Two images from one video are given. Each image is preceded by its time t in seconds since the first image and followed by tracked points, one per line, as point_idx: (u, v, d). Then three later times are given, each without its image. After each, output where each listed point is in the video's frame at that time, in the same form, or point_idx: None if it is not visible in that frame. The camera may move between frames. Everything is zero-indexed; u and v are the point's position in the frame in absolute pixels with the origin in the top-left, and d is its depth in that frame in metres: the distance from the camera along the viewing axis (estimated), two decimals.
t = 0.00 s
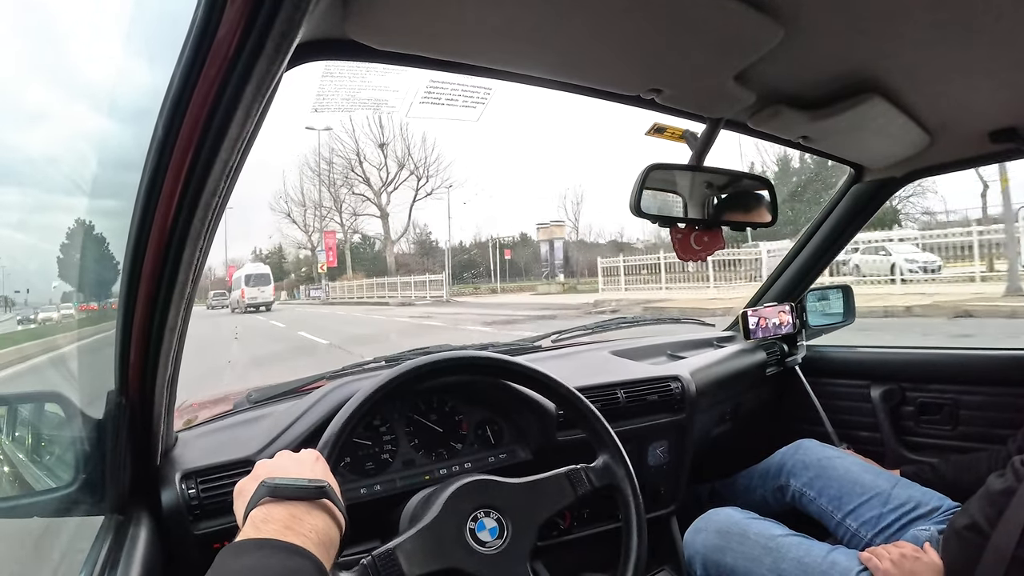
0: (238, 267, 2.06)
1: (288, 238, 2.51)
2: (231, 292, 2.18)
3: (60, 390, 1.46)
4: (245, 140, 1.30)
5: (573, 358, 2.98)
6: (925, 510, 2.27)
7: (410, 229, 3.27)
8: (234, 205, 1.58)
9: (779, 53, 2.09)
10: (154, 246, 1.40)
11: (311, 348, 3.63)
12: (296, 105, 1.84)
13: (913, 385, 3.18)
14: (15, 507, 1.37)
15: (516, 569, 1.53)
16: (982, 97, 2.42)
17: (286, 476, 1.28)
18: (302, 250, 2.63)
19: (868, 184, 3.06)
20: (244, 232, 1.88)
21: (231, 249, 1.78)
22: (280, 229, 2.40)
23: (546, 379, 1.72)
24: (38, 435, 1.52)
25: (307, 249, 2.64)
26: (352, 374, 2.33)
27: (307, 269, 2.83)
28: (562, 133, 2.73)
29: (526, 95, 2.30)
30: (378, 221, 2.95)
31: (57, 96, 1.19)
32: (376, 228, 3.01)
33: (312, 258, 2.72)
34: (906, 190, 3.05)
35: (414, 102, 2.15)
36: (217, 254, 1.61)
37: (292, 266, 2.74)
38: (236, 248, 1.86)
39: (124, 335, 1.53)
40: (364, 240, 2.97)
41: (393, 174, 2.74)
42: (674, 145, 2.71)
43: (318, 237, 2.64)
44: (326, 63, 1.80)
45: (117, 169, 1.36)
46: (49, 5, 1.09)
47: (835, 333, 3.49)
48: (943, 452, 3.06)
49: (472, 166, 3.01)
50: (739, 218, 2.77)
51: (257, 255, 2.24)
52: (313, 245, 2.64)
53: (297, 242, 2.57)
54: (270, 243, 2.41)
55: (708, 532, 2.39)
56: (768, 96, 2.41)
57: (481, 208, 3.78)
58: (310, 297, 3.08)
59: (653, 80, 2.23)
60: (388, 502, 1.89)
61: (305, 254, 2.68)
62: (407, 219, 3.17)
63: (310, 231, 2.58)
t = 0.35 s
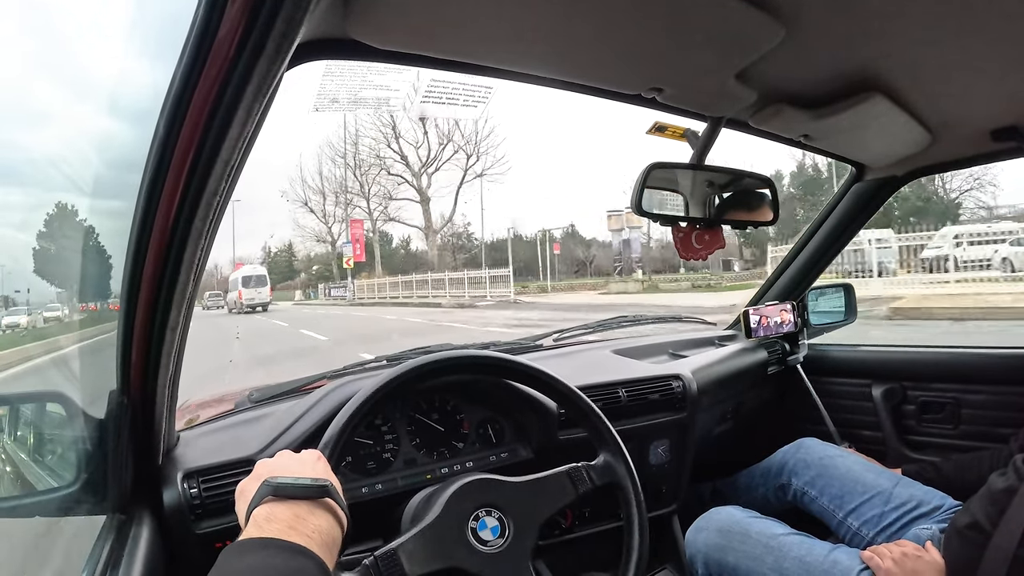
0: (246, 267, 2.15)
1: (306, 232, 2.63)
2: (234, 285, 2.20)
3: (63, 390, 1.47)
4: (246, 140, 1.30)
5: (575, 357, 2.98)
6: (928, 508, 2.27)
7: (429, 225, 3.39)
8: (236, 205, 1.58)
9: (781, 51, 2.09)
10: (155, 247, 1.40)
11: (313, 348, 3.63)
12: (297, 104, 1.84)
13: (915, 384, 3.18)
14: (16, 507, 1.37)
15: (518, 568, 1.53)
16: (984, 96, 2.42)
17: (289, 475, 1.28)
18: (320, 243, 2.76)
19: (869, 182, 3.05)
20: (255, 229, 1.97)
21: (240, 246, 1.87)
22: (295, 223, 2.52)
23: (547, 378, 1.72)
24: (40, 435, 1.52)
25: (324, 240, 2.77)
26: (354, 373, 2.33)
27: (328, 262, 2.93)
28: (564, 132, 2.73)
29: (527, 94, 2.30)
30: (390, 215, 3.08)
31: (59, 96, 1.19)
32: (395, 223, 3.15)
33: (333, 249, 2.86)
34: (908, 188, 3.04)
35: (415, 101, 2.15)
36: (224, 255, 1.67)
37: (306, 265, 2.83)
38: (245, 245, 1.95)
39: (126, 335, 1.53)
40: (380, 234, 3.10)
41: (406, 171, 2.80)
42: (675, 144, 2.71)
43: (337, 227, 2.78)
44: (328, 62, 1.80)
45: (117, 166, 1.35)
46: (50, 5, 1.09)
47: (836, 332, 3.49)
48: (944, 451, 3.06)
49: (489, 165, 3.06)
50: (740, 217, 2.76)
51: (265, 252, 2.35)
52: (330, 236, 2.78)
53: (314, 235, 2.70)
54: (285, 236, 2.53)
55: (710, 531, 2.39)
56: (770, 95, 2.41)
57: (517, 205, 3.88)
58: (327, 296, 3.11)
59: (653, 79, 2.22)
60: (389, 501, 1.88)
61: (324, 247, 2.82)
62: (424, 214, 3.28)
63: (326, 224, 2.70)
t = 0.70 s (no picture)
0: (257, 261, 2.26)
1: (339, 224, 2.69)
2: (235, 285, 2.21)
3: (65, 388, 1.47)
4: (247, 138, 1.30)
5: (577, 355, 2.99)
6: (930, 508, 2.27)
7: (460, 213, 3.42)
8: (237, 204, 1.58)
9: (782, 50, 2.09)
10: (156, 247, 1.40)
11: (316, 347, 3.65)
12: (299, 103, 1.84)
13: (917, 383, 3.17)
14: (19, 505, 1.38)
15: (520, 567, 1.53)
16: (986, 95, 2.42)
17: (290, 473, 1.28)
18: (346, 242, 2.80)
19: (871, 182, 3.05)
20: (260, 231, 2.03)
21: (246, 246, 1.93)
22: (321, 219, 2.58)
23: (546, 376, 1.72)
24: (42, 435, 1.50)
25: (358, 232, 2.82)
26: (355, 372, 2.33)
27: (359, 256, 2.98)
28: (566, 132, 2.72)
29: (529, 93, 2.29)
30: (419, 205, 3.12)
31: (62, 96, 1.19)
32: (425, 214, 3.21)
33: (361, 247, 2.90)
34: (909, 187, 3.04)
35: (417, 100, 2.15)
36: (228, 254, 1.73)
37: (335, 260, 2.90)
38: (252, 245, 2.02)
39: (128, 335, 1.53)
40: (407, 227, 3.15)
41: (423, 164, 2.83)
42: (677, 143, 2.71)
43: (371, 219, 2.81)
44: (329, 61, 1.79)
45: (120, 167, 1.36)
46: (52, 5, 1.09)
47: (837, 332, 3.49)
48: (945, 451, 3.06)
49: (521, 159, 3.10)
50: (742, 216, 2.77)
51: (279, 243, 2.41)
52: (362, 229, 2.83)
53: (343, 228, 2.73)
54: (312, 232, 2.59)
55: (711, 530, 2.39)
56: (771, 94, 2.41)
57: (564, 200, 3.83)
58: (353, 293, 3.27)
59: (655, 77, 2.22)
60: (391, 500, 1.88)
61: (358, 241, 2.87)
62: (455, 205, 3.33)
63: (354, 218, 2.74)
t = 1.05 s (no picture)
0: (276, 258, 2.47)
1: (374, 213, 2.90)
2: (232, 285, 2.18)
3: (67, 386, 1.46)
4: (251, 135, 1.31)
5: (579, 354, 2.99)
6: (931, 508, 2.26)
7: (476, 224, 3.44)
8: (240, 202, 1.59)
9: (785, 50, 2.08)
10: (160, 243, 1.40)
11: (318, 344, 3.66)
12: (304, 101, 1.83)
13: (919, 383, 3.17)
14: (22, 502, 1.38)
15: (522, 564, 1.53)
16: (990, 95, 2.41)
17: (289, 469, 1.28)
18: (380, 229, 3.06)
19: (875, 182, 3.04)
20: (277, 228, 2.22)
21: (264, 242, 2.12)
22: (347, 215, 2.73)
23: (546, 373, 1.72)
24: (45, 434, 1.52)
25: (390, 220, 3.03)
26: (357, 370, 2.33)
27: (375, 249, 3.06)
28: (567, 131, 2.71)
29: (532, 91, 2.29)
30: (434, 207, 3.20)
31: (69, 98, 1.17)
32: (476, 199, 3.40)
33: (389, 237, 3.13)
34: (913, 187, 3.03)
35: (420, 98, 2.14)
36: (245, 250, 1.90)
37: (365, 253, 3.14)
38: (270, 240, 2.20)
39: (131, 332, 1.54)
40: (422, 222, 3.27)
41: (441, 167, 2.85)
42: (680, 143, 2.70)
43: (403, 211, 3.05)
44: (332, 59, 1.79)
45: (125, 165, 1.35)
46: (61, 7, 1.08)
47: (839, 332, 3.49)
48: (947, 451, 3.06)
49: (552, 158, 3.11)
50: (745, 214, 2.76)
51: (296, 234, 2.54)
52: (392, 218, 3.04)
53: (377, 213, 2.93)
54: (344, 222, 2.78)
55: (712, 530, 2.39)
56: (774, 93, 2.40)
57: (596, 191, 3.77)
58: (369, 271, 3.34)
59: (658, 76, 2.22)
60: (393, 499, 1.88)
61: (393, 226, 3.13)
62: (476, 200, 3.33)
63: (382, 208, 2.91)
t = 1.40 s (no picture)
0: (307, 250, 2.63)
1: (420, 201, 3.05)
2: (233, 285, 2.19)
3: (68, 387, 1.47)
4: (253, 137, 1.30)
5: (580, 355, 2.99)
6: (933, 508, 2.27)
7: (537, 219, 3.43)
8: (242, 204, 1.59)
9: (786, 50, 2.08)
10: (161, 246, 1.40)
11: (320, 346, 3.65)
12: (304, 102, 1.83)
13: (921, 383, 3.17)
14: (24, 503, 1.39)
15: (523, 564, 1.53)
16: (991, 95, 2.41)
17: (293, 474, 1.28)
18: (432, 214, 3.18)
19: (877, 181, 3.04)
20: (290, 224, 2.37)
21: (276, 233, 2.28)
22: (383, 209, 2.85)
23: (547, 374, 1.71)
24: (47, 434, 1.53)
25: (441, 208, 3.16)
26: (359, 371, 2.33)
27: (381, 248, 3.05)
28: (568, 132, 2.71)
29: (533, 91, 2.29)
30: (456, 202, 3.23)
31: (69, 102, 1.19)
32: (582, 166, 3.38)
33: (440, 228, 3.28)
34: (914, 186, 3.03)
35: (421, 98, 2.14)
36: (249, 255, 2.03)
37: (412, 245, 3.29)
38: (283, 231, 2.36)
39: (133, 333, 1.54)
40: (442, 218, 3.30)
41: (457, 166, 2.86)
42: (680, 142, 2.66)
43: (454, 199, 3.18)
44: (334, 60, 1.79)
45: (125, 167, 1.35)
46: (68, 8, 1.09)
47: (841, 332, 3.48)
48: (950, 451, 3.05)
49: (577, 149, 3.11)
50: (747, 214, 2.76)
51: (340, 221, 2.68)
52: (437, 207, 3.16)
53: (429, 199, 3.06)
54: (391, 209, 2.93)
55: (715, 530, 2.39)
56: (775, 93, 2.40)
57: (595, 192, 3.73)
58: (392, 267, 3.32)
59: (658, 77, 2.22)
60: (394, 500, 1.87)
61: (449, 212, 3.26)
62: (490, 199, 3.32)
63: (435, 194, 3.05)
